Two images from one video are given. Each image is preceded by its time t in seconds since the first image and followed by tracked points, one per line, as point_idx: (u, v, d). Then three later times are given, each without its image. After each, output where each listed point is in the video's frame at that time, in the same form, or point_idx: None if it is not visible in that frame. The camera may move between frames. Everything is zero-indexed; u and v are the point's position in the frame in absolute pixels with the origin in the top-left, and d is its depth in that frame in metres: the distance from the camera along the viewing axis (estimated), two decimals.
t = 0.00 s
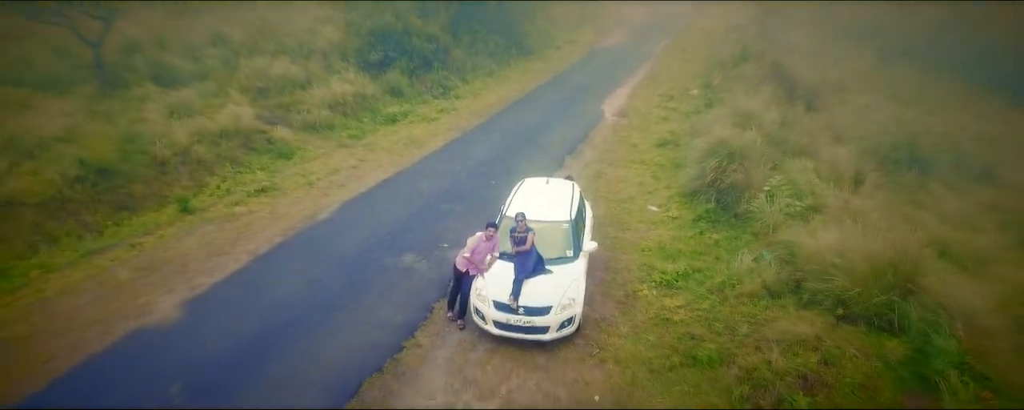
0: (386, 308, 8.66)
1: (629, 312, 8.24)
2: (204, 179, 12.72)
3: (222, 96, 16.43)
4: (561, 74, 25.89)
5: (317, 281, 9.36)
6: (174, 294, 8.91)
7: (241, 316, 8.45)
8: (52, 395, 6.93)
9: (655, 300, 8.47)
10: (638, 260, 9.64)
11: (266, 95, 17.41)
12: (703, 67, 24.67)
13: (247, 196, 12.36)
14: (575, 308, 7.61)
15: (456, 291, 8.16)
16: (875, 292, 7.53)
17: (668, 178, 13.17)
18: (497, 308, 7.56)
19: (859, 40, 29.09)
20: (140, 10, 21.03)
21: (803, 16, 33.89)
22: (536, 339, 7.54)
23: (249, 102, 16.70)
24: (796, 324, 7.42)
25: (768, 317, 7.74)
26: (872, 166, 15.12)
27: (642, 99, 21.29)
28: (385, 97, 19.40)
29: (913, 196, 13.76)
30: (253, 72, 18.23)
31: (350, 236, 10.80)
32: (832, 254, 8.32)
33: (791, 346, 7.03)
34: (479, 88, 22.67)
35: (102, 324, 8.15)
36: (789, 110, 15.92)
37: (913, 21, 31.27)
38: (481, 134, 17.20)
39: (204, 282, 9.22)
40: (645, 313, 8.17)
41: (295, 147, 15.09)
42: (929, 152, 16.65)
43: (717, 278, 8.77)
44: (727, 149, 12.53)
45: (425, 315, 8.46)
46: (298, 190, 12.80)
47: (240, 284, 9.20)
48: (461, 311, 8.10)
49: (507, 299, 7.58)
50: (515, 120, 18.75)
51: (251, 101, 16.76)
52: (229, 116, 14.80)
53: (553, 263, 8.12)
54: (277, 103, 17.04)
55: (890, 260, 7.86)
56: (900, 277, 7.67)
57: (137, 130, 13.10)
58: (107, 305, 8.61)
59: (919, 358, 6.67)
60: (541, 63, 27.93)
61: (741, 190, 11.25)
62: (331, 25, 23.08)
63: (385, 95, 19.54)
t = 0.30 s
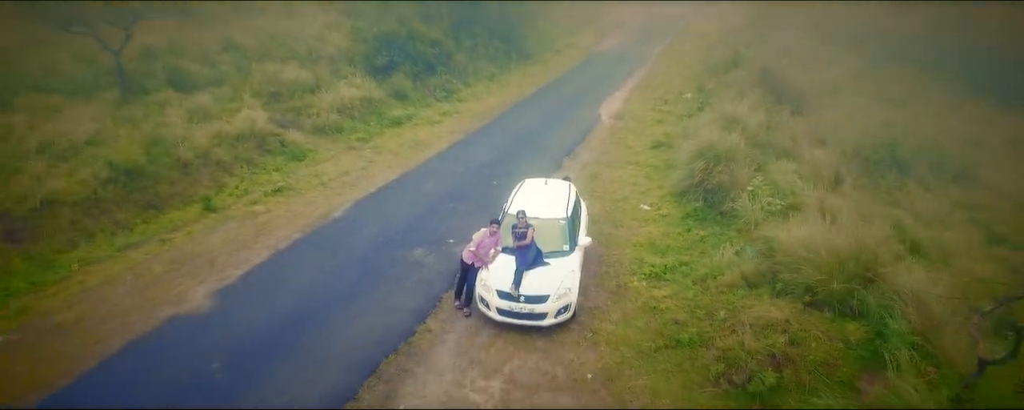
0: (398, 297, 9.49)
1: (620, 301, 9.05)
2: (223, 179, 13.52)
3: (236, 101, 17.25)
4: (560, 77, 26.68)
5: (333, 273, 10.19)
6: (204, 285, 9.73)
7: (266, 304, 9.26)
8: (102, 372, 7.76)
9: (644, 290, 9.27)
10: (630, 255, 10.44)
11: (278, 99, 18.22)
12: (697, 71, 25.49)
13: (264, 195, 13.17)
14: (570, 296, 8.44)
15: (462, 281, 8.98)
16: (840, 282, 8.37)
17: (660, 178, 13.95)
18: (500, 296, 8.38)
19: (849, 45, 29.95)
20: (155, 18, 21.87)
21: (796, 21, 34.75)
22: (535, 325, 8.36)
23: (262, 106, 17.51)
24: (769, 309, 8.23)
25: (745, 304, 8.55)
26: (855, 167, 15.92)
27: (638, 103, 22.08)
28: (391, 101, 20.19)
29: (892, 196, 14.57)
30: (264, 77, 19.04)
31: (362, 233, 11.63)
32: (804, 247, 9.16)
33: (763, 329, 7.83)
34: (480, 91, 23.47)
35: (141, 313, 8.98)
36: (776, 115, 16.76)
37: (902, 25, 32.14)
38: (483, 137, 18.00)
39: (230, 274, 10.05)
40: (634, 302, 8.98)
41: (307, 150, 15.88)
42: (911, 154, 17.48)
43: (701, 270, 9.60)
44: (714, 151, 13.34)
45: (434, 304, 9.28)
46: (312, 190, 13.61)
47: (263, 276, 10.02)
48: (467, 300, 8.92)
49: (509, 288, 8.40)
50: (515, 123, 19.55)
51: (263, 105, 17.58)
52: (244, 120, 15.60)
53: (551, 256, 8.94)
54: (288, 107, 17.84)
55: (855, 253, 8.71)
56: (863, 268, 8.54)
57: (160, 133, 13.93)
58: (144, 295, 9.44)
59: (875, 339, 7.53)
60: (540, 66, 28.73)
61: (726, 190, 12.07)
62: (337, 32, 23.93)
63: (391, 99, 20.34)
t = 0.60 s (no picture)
0: (411, 288, 10.35)
1: (614, 292, 9.89)
2: (242, 179, 14.35)
3: (251, 105, 18.11)
4: (559, 81, 27.54)
5: (350, 267, 11.05)
6: (231, 277, 10.57)
7: (289, 295, 10.12)
8: (144, 354, 8.55)
9: (636, 281, 10.12)
10: (623, 249, 11.28)
11: (290, 103, 19.08)
12: (692, 75, 26.37)
13: (281, 195, 14.01)
14: (568, 286, 9.29)
15: (469, 273, 9.82)
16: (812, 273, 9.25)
17: (653, 179, 14.79)
18: (504, 286, 9.22)
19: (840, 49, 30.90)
20: (170, 25, 22.79)
21: (789, 26, 35.73)
22: (536, 312, 9.20)
23: (275, 109, 18.37)
24: (748, 298, 9.09)
25: (727, 293, 9.41)
26: (839, 169, 16.80)
27: (635, 106, 22.95)
28: (397, 104, 21.04)
29: (873, 196, 15.43)
30: (276, 82, 19.91)
31: (375, 230, 12.49)
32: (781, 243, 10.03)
33: (742, 316, 8.69)
34: (482, 95, 24.35)
35: (176, 302, 9.82)
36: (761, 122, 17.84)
37: (892, 31, 33.04)
38: (486, 139, 18.85)
39: (254, 268, 10.89)
40: (627, 292, 9.82)
41: (319, 151, 16.72)
42: (893, 155, 18.37)
43: (688, 263, 10.45)
44: (703, 154, 14.21)
45: (443, 294, 10.12)
46: (325, 190, 14.46)
47: (286, 270, 10.87)
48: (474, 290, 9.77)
49: (513, 279, 9.24)
50: (516, 126, 20.40)
51: (276, 109, 18.42)
52: (260, 123, 16.46)
53: (551, 249, 9.79)
54: (300, 111, 18.69)
55: (826, 247, 9.64)
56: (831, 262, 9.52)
57: (182, 136, 14.76)
58: (177, 286, 10.27)
59: (841, 324, 8.40)
60: (540, 70, 29.60)
61: (714, 190, 12.92)
62: (344, 37, 24.82)
63: (397, 102, 21.19)
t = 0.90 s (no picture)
0: (422, 280, 11.30)
1: (609, 283, 10.83)
2: (261, 180, 15.30)
3: (265, 109, 19.06)
4: (559, 84, 28.48)
5: (366, 261, 12.01)
6: (257, 271, 11.53)
7: (312, 286, 11.08)
8: (183, 338, 9.48)
9: (628, 274, 11.07)
10: (618, 245, 12.22)
11: (302, 107, 20.00)
12: (687, 79, 27.34)
13: (298, 195, 14.96)
14: (566, 277, 10.27)
15: (476, 265, 10.78)
16: (787, 266, 10.25)
17: (646, 180, 15.74)
18: (508, 277, 10.19)
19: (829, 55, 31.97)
20: (186, 33, 23.79)
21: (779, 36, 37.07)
22: (537, 300, 10.15)
23: (289, 113, 19.33)
24: (728, 288, 10.06)
25: (710, 283, 10.37)
26: (823, 170, 17.79)
27: (631, 109, 23.91)
28: (404, 108, 22.00)
29: (854, 197, 16.42)
30: (289, 87, 20.88)
31: (387, 227, 13.46)
32: (760, 239, 11.03)
33: (723, 303, 9.65)
34: (485, 98, 25.32)
35: (209, 292, 10.77)
36: (749, 128, 18.87)
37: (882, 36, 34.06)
38: (489, 142, 19.80)
39: (278, 262, 11.86)
40: (620, 284, 10.78)
41: (331, 153, 17.67)
42: (876, 158, 19.32)
43: (677, 257, 11.41)
44: (693, 158, 15.21)
45: (452, 285, 11.09)
46: (339, 190, 15.42)
47: (307, 264, 11.82)
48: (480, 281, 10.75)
49: (515, 271, 10.21)
50: (518, 129, 21.35)
51: (290, 113, 19.37)
52: (275, 127, 17.41)
53: (550, 244, 10.78)
54: (312, 114, 19.63)
55: (796, 243, 10.79)
56: (802, 256, 10.59)
57: (204, 140, 15.72)
58: (208, 278, 11.22)
59: (810, 311, 9.40)
60: (540, 73, 30.56)
61: (703, 190, 13.88)
62: (352, 44, 25.81)
63: (404, 106, 22.16)
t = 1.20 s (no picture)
0: (432, 271, 12.34)
1: (603, 275, 11.84)
2: (278, 180, 16.28)
3: (279, 113, 20.07)
4: (558, 88, 29.49)
5: (380, 255, 13.03)
6: (280, 264, 12.53)
7: (331, 277, 12.11)
8: (217, 323, 10.47)
9: (621, 266, 12.08)
10: (612, 241, 13.22)
11: (313, 110, 21.01)
12: (681, 83, 28.36)
13: (314, 194, 15.97)
14: (563, 269, 11.28)
15: (482, 258, 11.78)
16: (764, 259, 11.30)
17: (640, 180, 16.75)
18: (511, 268, 11.18)
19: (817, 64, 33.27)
20: (201, 39, 24.87)
21: (769, 44, 38.33)
22: (538, 290, 11.16)
23: (301, 116, 20.32)
24: (710, 278, 11.10)
25: (695, 274, 11.40)
26: (807, 171, 18.80)
27: (628, 112, 24.91)
28: (410, 112, 23.00)
29: (836, 196, 17.42)
30: (300, 91, 21.89)
31: (398, 224, 14.49)
32: (740, 235, 12.08)
33: (705, 291, 10.68)
34: (487, 101, 26.32)
35: (237, 283, 11.77)
36: (738, 132, 19.91)
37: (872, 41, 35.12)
38: (491, 144, 20.79)
39: (298, 256, 12.87)
40: (613, 275, 11.79)
41: (343, 155, 18.66)
42: (860, 159, 20.32)
43: (665, 251, 12.44)
44: (683, 160, 16.24)
45: (460, 277, 12.11)
46: (352, 190, 16.43)
47: (325, 257, 12.85)
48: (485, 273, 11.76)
49: (517, 263, 11.20)
50: (519, 131, 22.34)
51: (302, 116, 20.37)
52: (290, 131, 18.42)
53: (549, 239, 11.78)
54: (323, 118, 20.64)
55: (774, 236, 11.85)
56: (778, 249, 11.65)
57: (225, 143, 16.72)
58: (236, 270, 12.22)
59: (783, 298, 10.43)
60: (540, 76, 31.55)
61: (692, 189, 14.90)
62: (359, 49, 26.86)
63: (410, 110, 23.17)
